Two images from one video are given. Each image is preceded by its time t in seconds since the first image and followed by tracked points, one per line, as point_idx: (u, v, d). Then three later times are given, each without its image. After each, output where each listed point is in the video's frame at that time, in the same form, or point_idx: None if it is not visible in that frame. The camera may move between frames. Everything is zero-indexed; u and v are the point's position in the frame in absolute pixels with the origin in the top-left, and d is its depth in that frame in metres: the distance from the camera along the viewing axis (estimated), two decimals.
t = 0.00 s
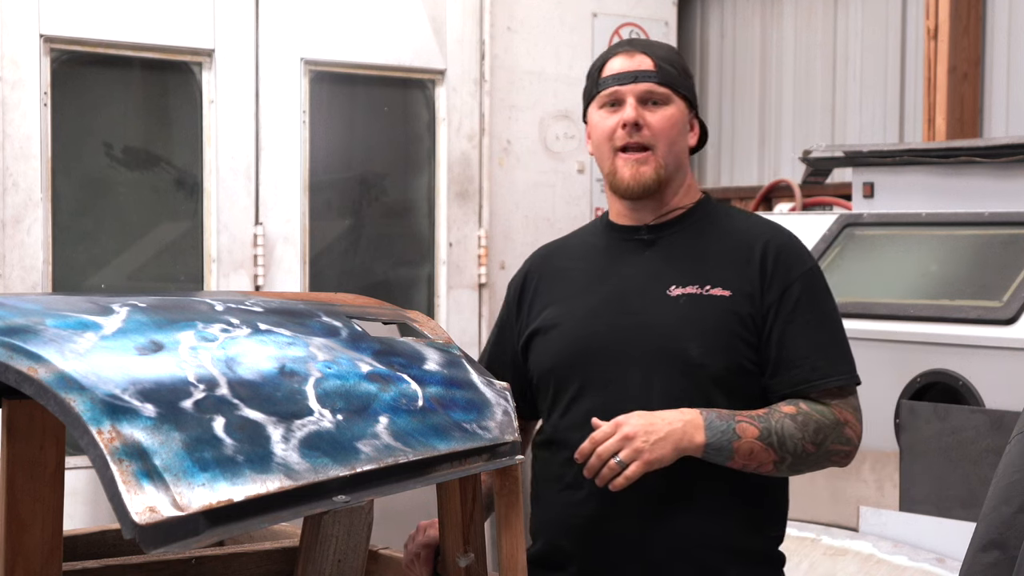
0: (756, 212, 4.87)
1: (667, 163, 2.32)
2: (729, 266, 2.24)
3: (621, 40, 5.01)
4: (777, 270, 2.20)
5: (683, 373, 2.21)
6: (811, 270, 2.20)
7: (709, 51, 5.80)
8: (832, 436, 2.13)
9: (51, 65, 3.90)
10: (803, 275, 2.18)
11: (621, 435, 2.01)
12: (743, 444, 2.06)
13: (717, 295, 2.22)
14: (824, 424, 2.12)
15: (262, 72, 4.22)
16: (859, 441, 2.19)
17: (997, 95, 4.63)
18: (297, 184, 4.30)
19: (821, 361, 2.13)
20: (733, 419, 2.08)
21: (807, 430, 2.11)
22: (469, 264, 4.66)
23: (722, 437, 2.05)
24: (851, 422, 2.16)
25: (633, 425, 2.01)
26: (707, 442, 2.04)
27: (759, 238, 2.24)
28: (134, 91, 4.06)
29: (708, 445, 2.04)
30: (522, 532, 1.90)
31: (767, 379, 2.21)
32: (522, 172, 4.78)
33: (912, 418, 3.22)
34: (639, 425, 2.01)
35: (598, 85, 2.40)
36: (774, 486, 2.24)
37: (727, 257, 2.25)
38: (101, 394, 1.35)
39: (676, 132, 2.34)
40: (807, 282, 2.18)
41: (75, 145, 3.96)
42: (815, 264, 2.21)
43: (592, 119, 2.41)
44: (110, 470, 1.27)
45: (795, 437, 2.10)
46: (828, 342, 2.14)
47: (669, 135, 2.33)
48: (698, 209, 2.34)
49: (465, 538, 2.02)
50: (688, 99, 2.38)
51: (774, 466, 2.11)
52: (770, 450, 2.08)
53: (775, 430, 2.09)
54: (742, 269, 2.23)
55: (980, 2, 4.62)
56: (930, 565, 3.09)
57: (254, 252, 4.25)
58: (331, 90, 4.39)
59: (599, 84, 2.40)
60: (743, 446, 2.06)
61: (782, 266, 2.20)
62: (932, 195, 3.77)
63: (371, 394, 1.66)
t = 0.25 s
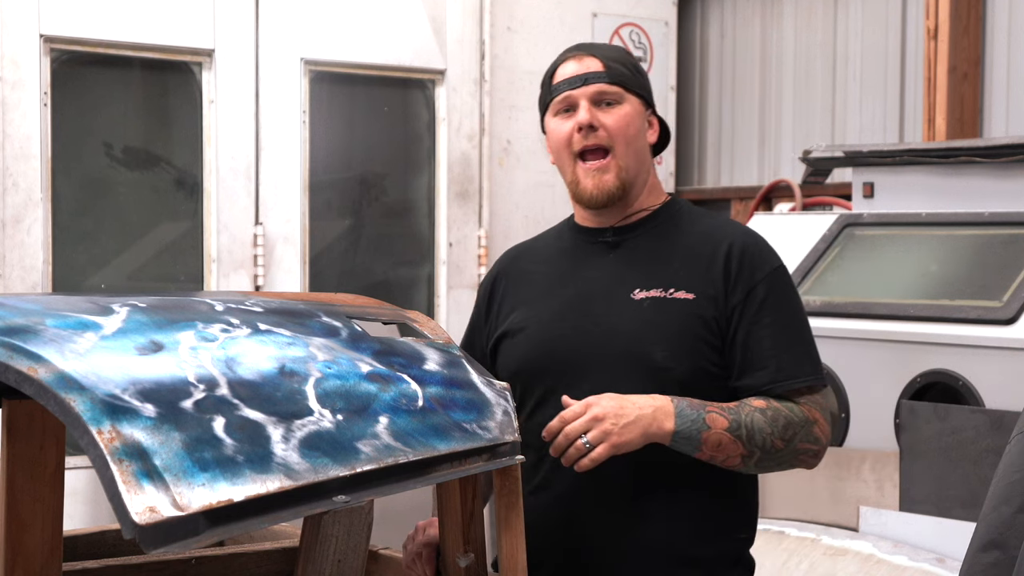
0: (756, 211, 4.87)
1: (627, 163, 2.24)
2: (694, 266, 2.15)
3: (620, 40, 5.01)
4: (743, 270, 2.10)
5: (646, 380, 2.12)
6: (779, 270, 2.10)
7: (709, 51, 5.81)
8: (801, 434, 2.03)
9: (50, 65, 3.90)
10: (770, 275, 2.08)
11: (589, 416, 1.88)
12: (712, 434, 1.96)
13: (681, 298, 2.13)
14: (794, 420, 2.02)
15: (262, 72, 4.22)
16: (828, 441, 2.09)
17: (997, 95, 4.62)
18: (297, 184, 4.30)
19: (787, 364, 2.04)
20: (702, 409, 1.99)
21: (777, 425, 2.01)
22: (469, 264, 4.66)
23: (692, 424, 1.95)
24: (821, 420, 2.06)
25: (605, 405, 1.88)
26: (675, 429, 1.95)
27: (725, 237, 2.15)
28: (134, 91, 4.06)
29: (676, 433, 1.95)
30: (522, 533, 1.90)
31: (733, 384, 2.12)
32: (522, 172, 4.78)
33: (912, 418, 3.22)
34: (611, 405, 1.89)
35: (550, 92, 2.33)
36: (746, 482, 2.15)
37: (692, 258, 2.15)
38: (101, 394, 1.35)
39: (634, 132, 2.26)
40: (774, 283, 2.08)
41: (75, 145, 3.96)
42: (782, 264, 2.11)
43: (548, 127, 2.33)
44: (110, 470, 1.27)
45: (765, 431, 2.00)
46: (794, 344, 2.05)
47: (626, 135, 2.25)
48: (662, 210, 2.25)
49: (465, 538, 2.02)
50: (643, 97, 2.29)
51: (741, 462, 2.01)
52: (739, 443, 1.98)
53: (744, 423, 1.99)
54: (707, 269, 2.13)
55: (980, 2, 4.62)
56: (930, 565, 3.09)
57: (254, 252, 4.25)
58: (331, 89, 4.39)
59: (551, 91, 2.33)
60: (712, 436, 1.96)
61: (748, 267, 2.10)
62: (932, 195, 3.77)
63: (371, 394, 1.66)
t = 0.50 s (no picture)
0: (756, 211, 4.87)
1: (599, 165, 2.22)
2: (671, 269, 2.14)
3: (621, 40, 5.01)
4: (719, 272, 2.09)
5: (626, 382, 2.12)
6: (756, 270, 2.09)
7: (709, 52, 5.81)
8: (785, 434, 2.03)
9: (50, 65, 3.90)
10: (747, 277, 2.08)
11: (574, 414, 1.87)
12: (696, 435, 1.96)
13: (659, 301, 2.12)
14: (778, 420, 2.02)
15: (262, 72, 4.22)
16: (810, 442, 2.10)
17: (997, 95, 4.62)
18: (296, 184, 4.30)
19: (767, 365, 2.04)
20: (687, 409, 1.98)
21: (761, 425, 2.00)
22: (469, 263, 4.65)
23: (676, 425, 1.95)
24: (804, 420, 2.06)
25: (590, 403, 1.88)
26: (660, 431, 1.94)
27: (702, 238, 2.14)
28: (134, 91, 4.06)
29: (661, 433, 1.94)
30: (522, 532, 1.89)
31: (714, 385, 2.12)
32: (522, 172, 4.78)
33: (912, 418, 3.22)
34: (596, 403, 1.89)
35: (521, 97, 2.30)
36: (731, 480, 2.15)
37: (669, 261, 2.15)
38: (101, 394, 1.35)
39: (605, 132, 2.23)
40: (751, 286, 2.07)
41: (75, 145, 3.96)
42: (760, 266, 2.10)
43: (519, 132, 2.31)
44: (110, 470, 1.27)
45: (749, 432, 2.00)
46: (772, 345, 2.05)
47: (597, 136, 2.22)
48: (639, 211, 2.24)
49: (465, 538, 2.02)
50: (614, 98, 2.26)
51: (726, 462, 2.00)
52: (723, 444, 1.98)
53: (729, 423, 1.99)
54: (685, 272, 2.12)
55: (980, 2, 4.62)
56: (929, 565, 3.08)
57: (254, 252, 4.25)
58: (331, 89, 4.39)
59: (521, 96, 2.30)
60: (696, 437, 1.96)
61: (725, 269, 2.09)
62: (932, 195, 3.78)
63: (371, 394, 1.66)
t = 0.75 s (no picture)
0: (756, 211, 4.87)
1: (589, 172, 2.21)
2: (661, 267, 2.14)
3: (621, 40, 5.01)
4: (709, 270, 2.09)
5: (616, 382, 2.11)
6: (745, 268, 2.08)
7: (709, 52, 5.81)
8: (774, 426, 1.99)
9: (50, 65, 3.90)
10: (735, 274, 2.07)
11: (568, 369, 1.82)
12: (684, 413, 1.91)
13: (649, 300, 2.12)
14: (767, 411, 1.98)
15: (262, 72, 4.22)
16: (796, 439, 2.05)
17: (997, 95, 4.62)
18: (296, 184, 4.30)
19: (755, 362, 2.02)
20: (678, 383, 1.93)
21: (750, 412, 1.96)
22: (469, 263, 4.65)
23: (666, 399, 1.90)
24: (792, 415, 2.03)
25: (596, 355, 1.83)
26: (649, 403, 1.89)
27: (691, 237, 2.13)
28: (134, 91, 4.06)
29: (649, 406, 1.89)
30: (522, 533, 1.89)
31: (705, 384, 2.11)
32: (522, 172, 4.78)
33: (912, 418, 3.22)
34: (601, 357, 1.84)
35: (509, 105, 2.29)
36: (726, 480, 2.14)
37: (660, 258, 2.15)
38: (101, 394, 1.35)
39: (594, 140, 2.22)
40: (740, 281, 2.06)
41: (75, 145, 3.96)
42: (750, 262, 2.09)
43: (507, 139, 2.30)
44: (111, 470, 1.27)
45: (738, 417, 1.95)
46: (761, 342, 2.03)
47: (587, 143, 2.21)
48: (630, 213, 2.24)
49: (465, 538, 2.02)
50: (602, 103, 2.25)
51: (712, 447, 1.95)
52: (710, 427, 1.93)
53: (718, 408, 1.95)
54: (675, 269, 2.12)
55: (980, 2, 4.62)
56: (929, 565, 3.08)
57: (254, 252, 4.25)
58: (331, 90, 4.39)
59: (509, 103, 2.29)
60: (684, 415, 1.91)
61: (714, 265, 2.09)
62: (932, 195, 3.78)
63: (371, 394, 1.66)
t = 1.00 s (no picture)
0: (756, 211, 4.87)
1: (589, 170, 2.21)
2: (658, 268, 2.14)
3: (621, 39, 5.01)
4: (706, 272, 2.08)
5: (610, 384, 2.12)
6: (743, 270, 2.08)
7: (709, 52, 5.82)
8: (760, 434, 2.01)
9: (51, 65, 3.90)
10: (733, 276, 2.07)
11: (536, 398, 1.93)
12: (660, 429, 1.97)
13: (645, 301, 2.12)
14: (752, 420, 2.01)
15: (262, 72, 4.22)
16: (792, 444, 2.07)
17: (997, 95, 4.62)
18: (296, 184, 4.30)
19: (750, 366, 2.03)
20: (654, 400, 2.00)
21: (732, 423, 1.99)
22: (469, 264, 4.65)
23: (640, 417, 1.96)
24: (784, 422, 2.04)
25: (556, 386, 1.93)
26: (624, 421, 1.96)
27: (689, 239, 2.13)
28: (134, 91, 4.06)
29: (625, 424, 1.96)
30: (522, 532, 1.89)
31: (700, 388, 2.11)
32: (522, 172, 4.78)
33: (912, 418, 3.22)
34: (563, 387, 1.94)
35: (511, 101, 2.29)
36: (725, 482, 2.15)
37: (656, 259, 2.14)
38: (101, 394, 1.35)
39: (595, 138, 2.22)
40: (736, 283, 2.06)
41: (75, 145, 3.96)
42: (747, 263, 2.09)
43: (509, 135, 2.30)
44: (111, 470, 1.27)
45: (718, 429, 1.99)
46: (756, 344, 2.04)
47: (588, 142, 2.21)
48: (629, 214, 2.24)
49: (464, 538, 2.02)
50: (605, 102, 2.25)
51: (697, 458, 2.00)
52: (690, 440, 1.99)
53: (698, 420, 1.99)
54: (671, 271, 2.12)
55: (980, 2, 4.62)
56: (929, 565, 3.08)
57: (254, 252, 4.25)
58: (331, 89, 4.39)
59: (512, 99, 2.29)
60: (661, 431, 1.97)
61: (710, 266, 2.09)
62: (931, 195, 3.78)
63: (371, 394, 1.66)
